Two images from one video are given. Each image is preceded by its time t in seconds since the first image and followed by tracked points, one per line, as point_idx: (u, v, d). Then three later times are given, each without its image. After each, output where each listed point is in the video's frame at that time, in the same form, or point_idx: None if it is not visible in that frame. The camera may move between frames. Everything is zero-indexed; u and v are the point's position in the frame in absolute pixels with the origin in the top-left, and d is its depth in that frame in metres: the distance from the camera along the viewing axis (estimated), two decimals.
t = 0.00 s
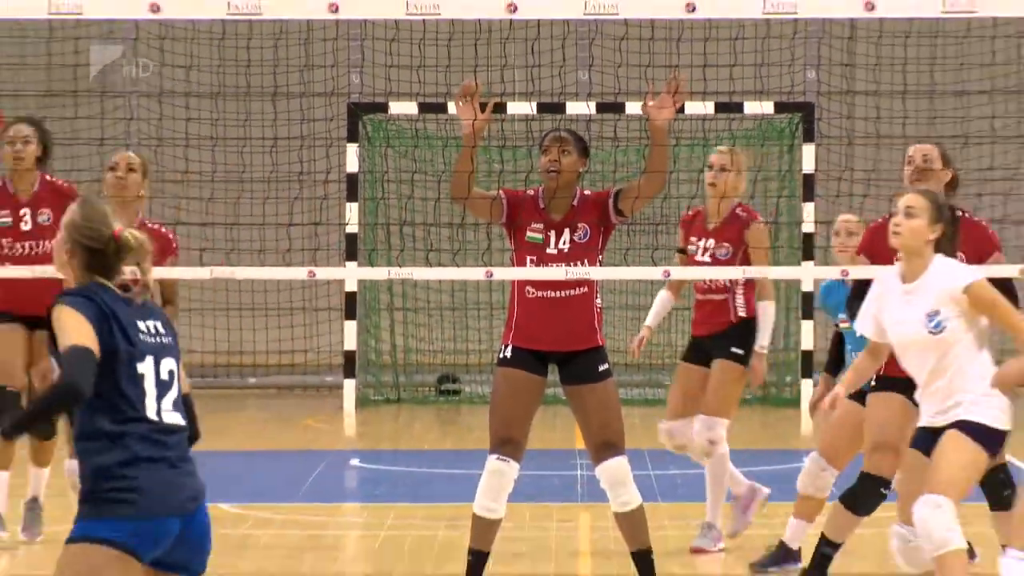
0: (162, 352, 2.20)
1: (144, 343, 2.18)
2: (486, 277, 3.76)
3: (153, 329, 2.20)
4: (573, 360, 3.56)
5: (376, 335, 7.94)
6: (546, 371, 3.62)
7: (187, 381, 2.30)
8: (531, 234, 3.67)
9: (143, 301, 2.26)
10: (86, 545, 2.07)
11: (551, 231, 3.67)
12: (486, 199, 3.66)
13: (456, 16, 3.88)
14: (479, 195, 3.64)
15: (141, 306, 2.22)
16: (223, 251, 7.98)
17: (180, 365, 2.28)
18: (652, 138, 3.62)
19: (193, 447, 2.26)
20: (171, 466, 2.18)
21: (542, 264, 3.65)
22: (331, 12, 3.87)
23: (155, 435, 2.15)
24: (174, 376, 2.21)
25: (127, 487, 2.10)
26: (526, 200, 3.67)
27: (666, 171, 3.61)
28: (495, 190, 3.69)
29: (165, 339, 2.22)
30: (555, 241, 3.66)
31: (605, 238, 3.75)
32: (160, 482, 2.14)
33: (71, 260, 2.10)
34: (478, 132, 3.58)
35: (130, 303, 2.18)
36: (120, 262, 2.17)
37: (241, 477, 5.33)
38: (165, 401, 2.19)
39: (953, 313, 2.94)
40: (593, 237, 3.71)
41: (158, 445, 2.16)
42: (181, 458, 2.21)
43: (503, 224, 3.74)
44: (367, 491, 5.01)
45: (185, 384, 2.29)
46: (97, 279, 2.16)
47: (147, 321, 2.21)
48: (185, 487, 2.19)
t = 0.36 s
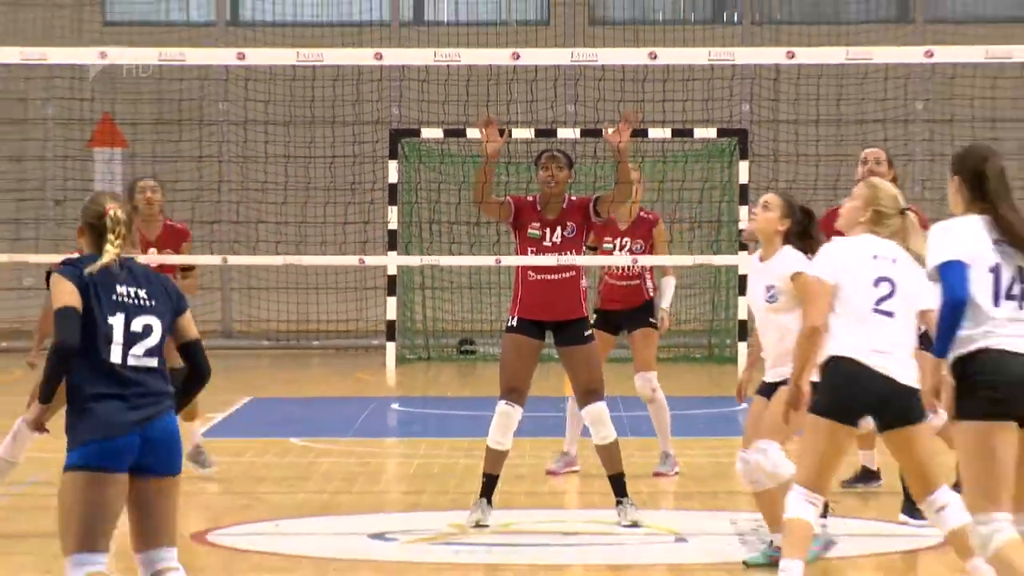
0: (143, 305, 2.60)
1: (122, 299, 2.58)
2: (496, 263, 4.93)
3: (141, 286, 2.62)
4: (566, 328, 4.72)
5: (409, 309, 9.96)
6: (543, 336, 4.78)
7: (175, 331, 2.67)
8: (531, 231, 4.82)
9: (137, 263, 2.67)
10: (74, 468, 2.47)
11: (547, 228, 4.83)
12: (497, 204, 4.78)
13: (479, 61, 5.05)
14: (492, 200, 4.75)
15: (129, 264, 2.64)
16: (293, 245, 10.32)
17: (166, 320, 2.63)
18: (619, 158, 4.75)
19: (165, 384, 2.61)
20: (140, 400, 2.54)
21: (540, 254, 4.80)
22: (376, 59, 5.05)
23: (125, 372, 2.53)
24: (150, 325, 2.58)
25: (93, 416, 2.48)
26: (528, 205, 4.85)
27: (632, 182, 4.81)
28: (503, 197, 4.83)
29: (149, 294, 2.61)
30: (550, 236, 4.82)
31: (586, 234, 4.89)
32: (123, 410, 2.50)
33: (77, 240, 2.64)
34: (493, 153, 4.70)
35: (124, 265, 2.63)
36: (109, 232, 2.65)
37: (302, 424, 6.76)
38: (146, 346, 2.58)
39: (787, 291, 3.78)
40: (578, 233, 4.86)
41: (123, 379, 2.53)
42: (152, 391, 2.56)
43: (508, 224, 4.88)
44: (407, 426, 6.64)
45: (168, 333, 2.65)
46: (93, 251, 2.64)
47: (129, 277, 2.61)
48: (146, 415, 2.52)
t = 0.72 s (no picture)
0: (143, 331, 4.01)
1: (130, 329, 3.99)
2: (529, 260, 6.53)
3: (143, 318, 4.02)
4: (580, 310, 6.37)
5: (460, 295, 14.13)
6: (563, 317, 6.44)
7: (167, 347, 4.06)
8: (555, 239, 6.46)
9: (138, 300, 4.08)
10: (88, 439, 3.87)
11: (566, 236, 6.46)
12: (529, 218, 6.44)
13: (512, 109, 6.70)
14: (525, 215, 6.41)
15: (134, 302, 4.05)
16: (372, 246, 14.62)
17: (157, 339, 4.04)
18: (618, 183, 6.38)
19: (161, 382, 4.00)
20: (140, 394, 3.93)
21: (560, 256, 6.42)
22: (434, 107, 6.71)
23: (131, 376, 3.93)
24: (149, 343, 4.00)
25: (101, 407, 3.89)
26: (551, 219, 6.52)
27: (630, 200, 6.40)
28: (532, 213, 6.48)
29: (147, 323, 4.02)
30: (568, 242, 6.45)
31: (596, 240, 6.52)
32: (126, 404, 3.89)
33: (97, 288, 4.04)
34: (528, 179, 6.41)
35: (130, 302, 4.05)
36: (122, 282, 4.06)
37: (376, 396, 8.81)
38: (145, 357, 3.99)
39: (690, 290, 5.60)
40: (590, 240, 6.48)
41: (130, 382, 3.92)
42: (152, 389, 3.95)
43: (537, 233, 6.55)
44: (460, 385, 9.23)
45: (161, 348, 4.04)
46: (111, 299, 4.06)
47: (134, 311, 4.02)
48: (143, 406, 3.91)
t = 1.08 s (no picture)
0: (171, 320, 6.20)
1: (161, 319, 6.19)
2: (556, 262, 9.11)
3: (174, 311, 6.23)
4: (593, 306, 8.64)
5: (511, 286, 19.89)
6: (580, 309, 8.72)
7: (187, 332, 6.21)
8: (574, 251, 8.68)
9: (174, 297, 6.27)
10: (142, 397, 6.06)
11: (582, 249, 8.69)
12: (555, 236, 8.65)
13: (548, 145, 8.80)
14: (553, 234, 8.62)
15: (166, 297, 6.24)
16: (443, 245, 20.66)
17: (182, 325, 6.20)
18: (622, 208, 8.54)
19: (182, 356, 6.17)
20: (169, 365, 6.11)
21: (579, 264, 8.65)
22: (489, 141, 8.80)
23: (162, 352, 6.11)
24: (173, 329, 6.17)
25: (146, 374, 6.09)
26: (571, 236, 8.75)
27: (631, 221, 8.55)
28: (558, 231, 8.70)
29: (174, 314, 6.21)
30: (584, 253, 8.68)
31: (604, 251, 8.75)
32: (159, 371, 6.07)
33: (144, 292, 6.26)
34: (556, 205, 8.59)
35: (162, 299, 6.24)
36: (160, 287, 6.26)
37: (447, 370, 11.87)
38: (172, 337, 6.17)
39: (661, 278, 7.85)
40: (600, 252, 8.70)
41: (161, 357, 6.11)
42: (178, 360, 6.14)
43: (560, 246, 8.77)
44: (508, 358, 12.67)
45: (182, 331, 6.21)
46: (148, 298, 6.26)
47: (166, 305, 6.23)
48: (173, 376, 6.10)
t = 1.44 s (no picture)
0: (254, 289, 8.85)
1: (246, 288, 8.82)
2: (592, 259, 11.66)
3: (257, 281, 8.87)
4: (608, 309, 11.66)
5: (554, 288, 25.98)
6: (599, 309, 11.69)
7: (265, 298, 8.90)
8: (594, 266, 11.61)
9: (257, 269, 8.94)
10: (223, 343, 8.82)
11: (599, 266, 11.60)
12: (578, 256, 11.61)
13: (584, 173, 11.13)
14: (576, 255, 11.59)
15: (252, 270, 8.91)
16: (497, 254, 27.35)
17: (260, 293, 8.86)
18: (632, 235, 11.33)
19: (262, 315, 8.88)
20: (252, 322, 8.84)
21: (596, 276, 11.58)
22: (535, 170, 11.22)
23: (250, 312, 8.81)
24: (258, 296, 8.84)
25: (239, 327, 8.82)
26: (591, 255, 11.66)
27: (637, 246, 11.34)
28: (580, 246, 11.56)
29: (255, 285, 8.85)
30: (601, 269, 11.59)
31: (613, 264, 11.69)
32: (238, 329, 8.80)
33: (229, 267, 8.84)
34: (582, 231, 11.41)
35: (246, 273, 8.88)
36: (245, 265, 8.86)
37: (504, 360, 14.92)
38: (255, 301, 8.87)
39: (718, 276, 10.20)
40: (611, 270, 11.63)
41: (248, 316, 8.81)
42: (258, 319, 8.87)
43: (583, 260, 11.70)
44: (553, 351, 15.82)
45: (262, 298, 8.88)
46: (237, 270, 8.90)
47: (250, 277, 8.87)
48: (248, 333, 8.83)
